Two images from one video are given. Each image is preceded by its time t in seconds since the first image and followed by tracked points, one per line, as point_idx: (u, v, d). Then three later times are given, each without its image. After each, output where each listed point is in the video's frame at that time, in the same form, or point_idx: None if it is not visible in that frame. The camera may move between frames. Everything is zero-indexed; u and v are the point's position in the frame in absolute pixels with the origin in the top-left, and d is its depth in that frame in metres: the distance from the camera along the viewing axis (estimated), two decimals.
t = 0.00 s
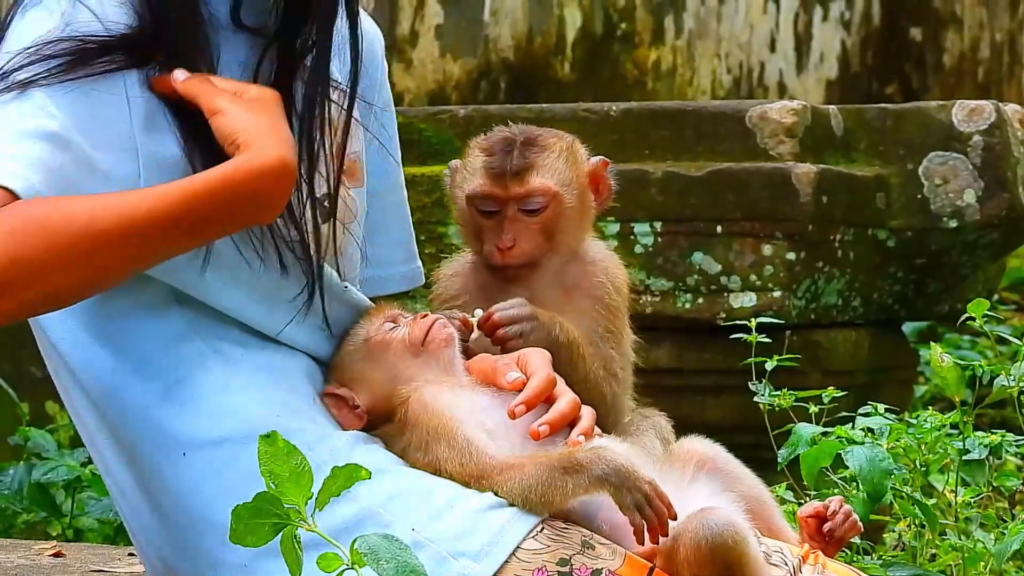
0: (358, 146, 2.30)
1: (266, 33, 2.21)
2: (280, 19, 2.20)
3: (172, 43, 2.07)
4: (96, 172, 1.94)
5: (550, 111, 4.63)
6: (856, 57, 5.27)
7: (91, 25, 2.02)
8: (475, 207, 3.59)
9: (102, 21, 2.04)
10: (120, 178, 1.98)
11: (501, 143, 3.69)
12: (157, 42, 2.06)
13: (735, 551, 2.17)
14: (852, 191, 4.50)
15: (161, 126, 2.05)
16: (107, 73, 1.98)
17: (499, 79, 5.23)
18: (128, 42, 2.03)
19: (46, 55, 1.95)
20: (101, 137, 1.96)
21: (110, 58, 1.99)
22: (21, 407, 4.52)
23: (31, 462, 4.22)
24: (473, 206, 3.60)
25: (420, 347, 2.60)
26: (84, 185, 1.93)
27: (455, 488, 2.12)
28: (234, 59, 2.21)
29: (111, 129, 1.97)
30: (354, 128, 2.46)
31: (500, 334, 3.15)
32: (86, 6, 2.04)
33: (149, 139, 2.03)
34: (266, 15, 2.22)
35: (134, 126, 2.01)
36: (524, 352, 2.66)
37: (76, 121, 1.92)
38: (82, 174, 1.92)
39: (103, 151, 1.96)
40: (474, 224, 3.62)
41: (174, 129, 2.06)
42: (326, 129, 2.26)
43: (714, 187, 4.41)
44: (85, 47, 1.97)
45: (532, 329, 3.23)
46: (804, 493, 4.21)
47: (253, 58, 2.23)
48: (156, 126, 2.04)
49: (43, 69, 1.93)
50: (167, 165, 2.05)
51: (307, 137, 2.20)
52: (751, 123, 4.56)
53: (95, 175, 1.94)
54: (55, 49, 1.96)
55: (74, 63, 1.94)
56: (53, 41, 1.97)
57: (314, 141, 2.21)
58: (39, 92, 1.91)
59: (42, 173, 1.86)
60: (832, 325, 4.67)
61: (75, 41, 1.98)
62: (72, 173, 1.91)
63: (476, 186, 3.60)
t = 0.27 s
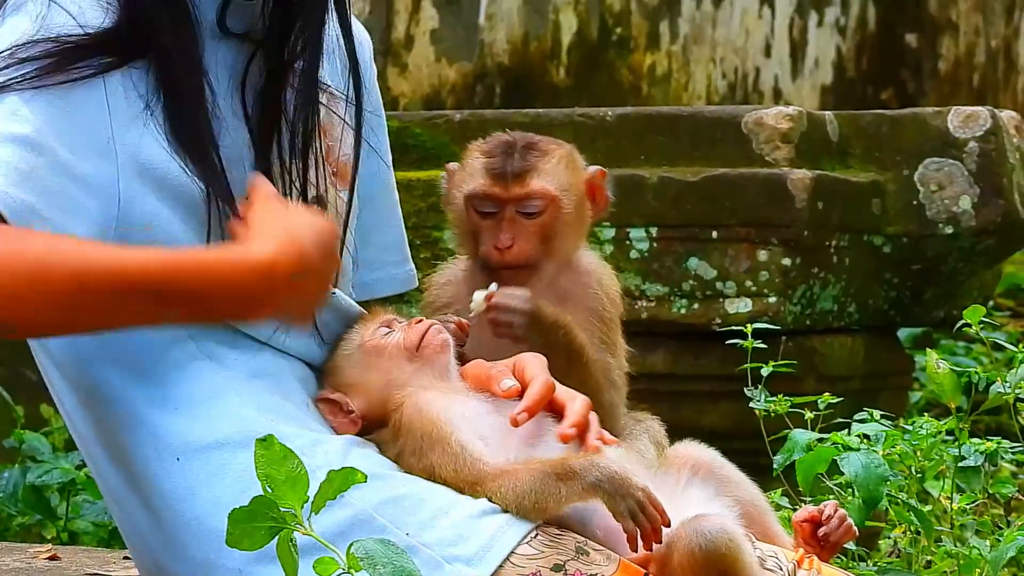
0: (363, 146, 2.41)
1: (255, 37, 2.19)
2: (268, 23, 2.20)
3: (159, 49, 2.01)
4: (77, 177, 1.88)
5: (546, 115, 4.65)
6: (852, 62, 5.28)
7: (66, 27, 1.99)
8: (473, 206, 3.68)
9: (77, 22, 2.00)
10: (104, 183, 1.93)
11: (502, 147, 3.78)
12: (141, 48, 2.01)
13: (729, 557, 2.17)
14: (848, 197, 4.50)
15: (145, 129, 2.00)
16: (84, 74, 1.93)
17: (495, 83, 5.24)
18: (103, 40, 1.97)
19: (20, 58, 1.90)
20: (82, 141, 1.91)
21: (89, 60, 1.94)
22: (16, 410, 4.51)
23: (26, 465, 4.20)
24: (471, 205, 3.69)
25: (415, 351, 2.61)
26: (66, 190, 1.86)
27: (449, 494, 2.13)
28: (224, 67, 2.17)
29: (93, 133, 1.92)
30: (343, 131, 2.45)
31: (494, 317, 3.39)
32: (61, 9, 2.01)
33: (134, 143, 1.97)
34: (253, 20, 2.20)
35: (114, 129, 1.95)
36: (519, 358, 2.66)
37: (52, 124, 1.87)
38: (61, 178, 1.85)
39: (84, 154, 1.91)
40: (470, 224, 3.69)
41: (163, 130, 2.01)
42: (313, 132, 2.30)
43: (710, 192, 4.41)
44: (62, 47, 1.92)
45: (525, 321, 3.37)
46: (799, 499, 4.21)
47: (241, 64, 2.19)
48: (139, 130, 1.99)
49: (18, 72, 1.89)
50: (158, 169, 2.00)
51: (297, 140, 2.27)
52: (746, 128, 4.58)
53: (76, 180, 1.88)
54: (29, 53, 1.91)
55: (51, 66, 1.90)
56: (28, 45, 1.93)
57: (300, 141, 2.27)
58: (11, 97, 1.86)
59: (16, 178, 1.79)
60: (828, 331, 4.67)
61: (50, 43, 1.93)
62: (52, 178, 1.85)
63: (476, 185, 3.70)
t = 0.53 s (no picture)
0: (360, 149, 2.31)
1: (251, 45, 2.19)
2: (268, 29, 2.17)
3: (152, 55, 1.99)
4: (75, 199, 1.87)
5: (546, 125, 4.66)
6: (851, 71, 5.29)
7: (53, 44, 1.95)
8: (493, 205, 3.81)
9: (64, 38, 1.97)
10: (103, 203, 1.91)
11: (527, 154, 3.91)
12: (133, 55, 1.98)
13: (731, 563, 2.17)
14: (849, 205, 4.50)
15: (142, 144, 1.98)
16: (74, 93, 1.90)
17: (495, 92, 5.24)
18: (90, 55, 1.94)
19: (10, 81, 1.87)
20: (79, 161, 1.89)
21: (81, 79, 1.91)
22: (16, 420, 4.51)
23: (26, 476, 4.20)
24: (492, 206, 3.82)
25: (418, 360, 2.61)
26: (66, 212, 1.85)
27: (452, 503, 2.12)
28: (220, 76, 2.18)
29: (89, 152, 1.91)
30: (342, 139, 2.44)
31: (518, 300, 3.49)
32: (47, 26, 1.98)
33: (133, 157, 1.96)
34: (249, 27, 2.20)
35: (109, 148, 1.94)
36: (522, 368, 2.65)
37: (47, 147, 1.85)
38: (61, 201, 1.84)
39: (81, 176, 1.89)
40: (488, 224, 3.82)
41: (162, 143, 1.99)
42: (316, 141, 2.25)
43: (710, 201, 4.42)
44: (52, 66, 1.89)
45: (541, 305, 3.49)
46: (800, 507, 4.20)
47: (237, 72, 2.20)
48: (135, 145, 1.97)
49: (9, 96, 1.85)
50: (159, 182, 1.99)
51: (298, 149, 2.20)
52: (746, 137, 4.58)
53: (73, 202, 1.86)
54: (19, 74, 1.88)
55: (44, 89, 1.86)
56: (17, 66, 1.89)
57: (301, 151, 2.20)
58: (3, 123, 1.83)
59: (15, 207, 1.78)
60: (828, 339, 4.67)
61: (39, 62, 1.90)
62: (52, 200, 1.83)
63: (498, 186, 3.82)
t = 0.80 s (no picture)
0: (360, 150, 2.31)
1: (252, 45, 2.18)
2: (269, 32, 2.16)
3: (150, 58, 1.99)
4: (73, 211, 1.88)
5: (548, 126, 4.65)
6: (853, 73, 5.31)
7: (45, 55, 1.96)
8: (502, 224, 3.75)
9: (55, 48, 1.97)
10: (101, 213, 1.92)
11: (539, 172, 3.87)
12: (130, 59, 1.98)
13: (732, 563, 2.17)
14: (850, 207, 4.51)
15: (139, 149, 1.98)
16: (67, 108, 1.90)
17: (496, 95, 5.25)
18: (82, 66, 1.93)
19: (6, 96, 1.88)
20: (77, 172, 1.90)
21: (74, 92, 1.91)
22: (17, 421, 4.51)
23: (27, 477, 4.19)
24: (499, 224, 3.76)
25: (419, 361, 2.60)
26: (62, 225, 1.86)
27: (452, 504, 2.12)
28: (220, 77, 2.18)
29: (87, 163, 1.91)
30: (343, 138, 2.44)
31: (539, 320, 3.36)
32: (39, 36, 1.98)
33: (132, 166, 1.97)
34: (249, 29, 2.20)
35: (106, 155, 1.94)
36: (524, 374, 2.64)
37: (46, 162, 1.86)
38: (58, 214, 1.85)
39: (79, 187, 1.89)
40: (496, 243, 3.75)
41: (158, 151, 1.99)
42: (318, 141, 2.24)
43: (712, 203, 4.42)
44: (45, 80, 1.89)
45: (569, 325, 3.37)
46: (800, 508, 4.20)
47: (237, 73, 2.20)
48: (132, 152, 1.97)
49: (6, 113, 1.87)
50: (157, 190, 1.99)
51: (297, 151, 2.20)
52: (747, 139, 4.58)
53: (71, 215, 1.87)
54: (12, 89, 1.89)
55: (38, 105, 1.87)
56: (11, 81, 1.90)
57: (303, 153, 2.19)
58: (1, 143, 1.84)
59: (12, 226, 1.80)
60: (829, 341, 4.67)
61: (31, 76, 1.90)
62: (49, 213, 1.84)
63: (505, 203, 3.77)
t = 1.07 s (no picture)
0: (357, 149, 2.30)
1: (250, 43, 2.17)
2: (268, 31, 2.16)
3: (147, 55, 1.99)
4: (69, 212, 1.88)
5: (546, 125, 4.65)
6: (853, 73, 5.32)
7: (40, 53, 1.95)
8: (508, 235, 3.65)
9: (51, 47, 1.96)
10: (97, 214, 1.92)
11: (550, 185, 3.78)
12: (126, 58, 1.98)
13: (729, 560, 2.16)
14: (850, 205, 4.51)
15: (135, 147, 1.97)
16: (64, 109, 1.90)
17: (497, 94, 5.22)
18: (79, 64, 1.93)
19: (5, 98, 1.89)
20: (73, 172, 1.89)
21: (70, 92, 1.91)
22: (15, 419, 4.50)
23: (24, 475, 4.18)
24: (507, 235, 3.66)
25: (416, 357, 2.61)
26: (58, 227, 1.86)
27: (448, 500, 2.12)
28: (218, 74, 2.17)
29: (83, 163, 1.91)
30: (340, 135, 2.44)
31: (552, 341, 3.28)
32: (35, 36, 1.97)
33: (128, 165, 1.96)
34: (247, 27, 2.20)
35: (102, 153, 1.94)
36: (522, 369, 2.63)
37: (43, 164, 1.87)
38: (54, 215, 1.85)
39: (76, 187, 1.89)
40: (502, 253, 3.66)
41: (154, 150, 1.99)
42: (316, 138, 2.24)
43: (712, 202, 4.42)
44: (41, 81, 1.90)
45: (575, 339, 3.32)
46: (798, 507, 4.20)
47: (235, 72, 2.18)
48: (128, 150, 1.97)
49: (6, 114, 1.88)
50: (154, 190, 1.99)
51: (295, 150, 2.20)
52: (747, 138, 4.60)
53: (67, 217, 1.87)
54: (9, 91, 1.90)
55: (35, 107, 1.88)
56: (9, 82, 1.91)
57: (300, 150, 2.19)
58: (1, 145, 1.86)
59: (10, 229, 1.81)
60: (829, 340, 4.67)
61: (29, 76, 1.91)
62: (45, 214, 1.85)
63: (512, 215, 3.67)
